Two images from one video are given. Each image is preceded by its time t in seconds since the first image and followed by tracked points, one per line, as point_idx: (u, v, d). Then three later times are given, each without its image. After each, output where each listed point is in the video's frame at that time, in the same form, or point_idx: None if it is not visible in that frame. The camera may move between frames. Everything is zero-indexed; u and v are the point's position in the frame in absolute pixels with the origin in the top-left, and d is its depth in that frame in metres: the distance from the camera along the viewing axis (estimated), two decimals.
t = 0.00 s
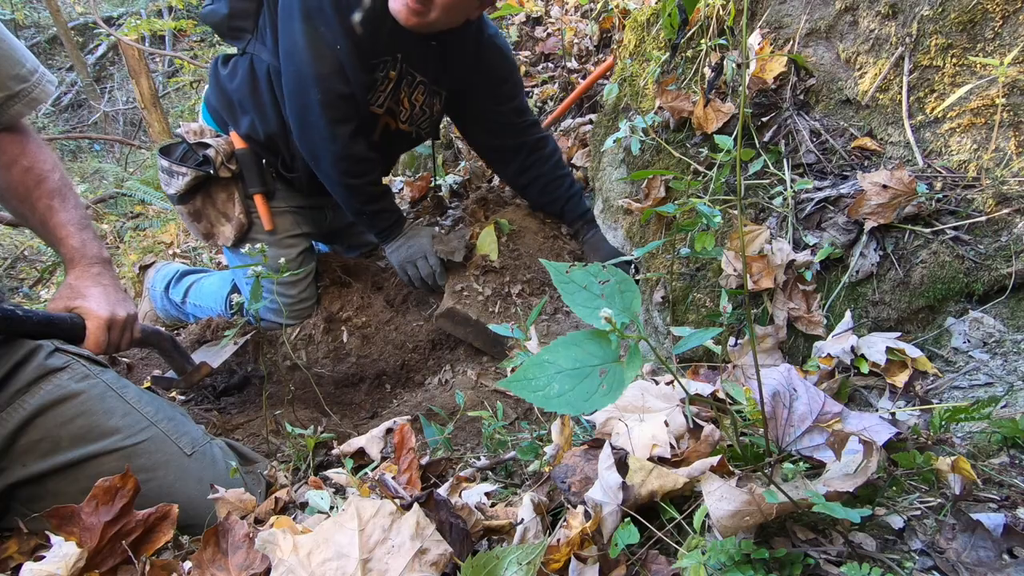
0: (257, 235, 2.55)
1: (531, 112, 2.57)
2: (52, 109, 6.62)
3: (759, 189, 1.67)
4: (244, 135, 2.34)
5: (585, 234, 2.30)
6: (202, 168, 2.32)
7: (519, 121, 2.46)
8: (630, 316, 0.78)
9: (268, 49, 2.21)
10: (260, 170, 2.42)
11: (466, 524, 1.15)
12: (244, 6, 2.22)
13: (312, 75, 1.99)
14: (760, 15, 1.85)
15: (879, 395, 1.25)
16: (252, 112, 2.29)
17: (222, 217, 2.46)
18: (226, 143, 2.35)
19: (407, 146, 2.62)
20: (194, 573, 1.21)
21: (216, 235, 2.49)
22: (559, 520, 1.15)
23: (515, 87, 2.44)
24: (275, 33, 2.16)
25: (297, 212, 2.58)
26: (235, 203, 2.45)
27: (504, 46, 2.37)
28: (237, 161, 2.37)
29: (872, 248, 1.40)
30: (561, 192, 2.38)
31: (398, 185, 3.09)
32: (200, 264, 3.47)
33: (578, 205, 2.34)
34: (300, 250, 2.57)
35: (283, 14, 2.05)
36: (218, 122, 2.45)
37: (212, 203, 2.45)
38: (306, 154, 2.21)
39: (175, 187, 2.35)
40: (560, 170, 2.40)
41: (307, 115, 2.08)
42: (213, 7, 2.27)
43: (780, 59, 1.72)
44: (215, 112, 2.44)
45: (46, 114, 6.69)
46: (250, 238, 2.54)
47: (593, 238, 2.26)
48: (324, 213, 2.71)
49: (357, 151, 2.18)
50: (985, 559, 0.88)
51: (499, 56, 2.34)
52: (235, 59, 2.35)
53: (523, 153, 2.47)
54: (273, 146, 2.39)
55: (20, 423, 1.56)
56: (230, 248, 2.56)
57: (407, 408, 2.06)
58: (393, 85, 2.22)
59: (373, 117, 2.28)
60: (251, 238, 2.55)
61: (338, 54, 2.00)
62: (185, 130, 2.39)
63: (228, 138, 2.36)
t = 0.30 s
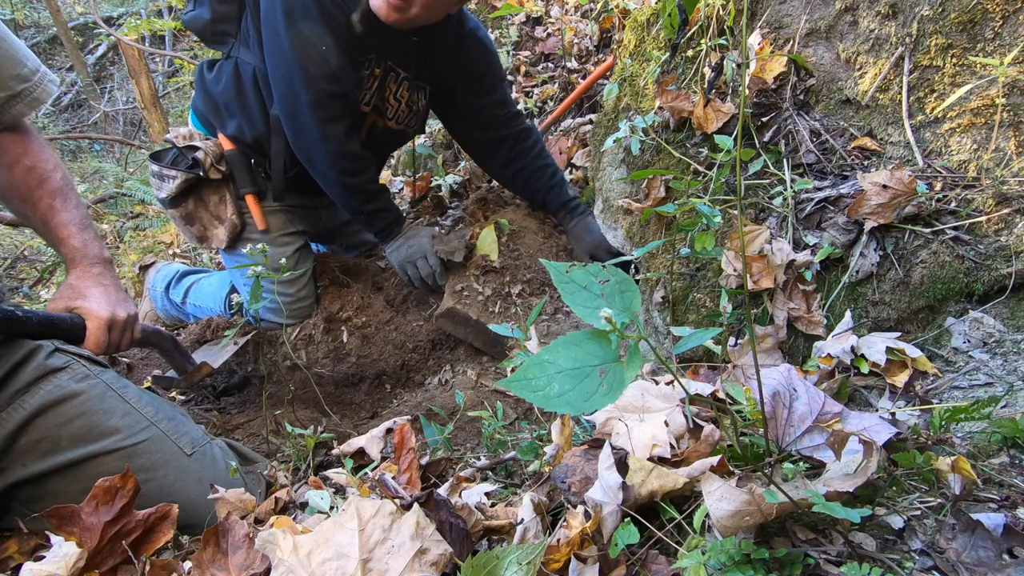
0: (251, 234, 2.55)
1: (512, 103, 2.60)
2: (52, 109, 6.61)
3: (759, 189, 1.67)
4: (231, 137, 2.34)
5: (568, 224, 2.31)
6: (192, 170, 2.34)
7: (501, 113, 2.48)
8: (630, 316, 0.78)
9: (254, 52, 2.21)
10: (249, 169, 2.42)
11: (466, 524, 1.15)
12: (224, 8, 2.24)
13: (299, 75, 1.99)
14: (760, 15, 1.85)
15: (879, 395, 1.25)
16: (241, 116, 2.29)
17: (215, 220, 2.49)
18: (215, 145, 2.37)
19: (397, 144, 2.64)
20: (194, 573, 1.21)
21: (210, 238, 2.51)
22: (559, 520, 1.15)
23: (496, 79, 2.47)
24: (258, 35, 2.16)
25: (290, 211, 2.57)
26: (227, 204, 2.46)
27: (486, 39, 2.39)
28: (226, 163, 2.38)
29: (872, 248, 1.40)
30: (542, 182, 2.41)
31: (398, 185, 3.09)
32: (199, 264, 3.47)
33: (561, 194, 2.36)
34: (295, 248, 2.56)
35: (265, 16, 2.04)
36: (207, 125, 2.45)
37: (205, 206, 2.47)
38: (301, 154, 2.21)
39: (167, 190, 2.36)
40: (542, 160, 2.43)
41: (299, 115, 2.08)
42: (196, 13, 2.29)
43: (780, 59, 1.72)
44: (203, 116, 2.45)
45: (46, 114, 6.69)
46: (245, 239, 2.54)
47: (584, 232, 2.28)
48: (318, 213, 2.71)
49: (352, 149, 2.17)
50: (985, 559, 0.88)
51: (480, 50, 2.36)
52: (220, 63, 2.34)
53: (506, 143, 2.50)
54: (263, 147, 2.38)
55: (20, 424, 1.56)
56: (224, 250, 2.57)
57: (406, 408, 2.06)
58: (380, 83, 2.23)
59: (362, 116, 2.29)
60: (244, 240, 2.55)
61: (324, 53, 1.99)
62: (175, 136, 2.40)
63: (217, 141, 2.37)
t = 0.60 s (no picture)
0: (249, 234, 2.54)
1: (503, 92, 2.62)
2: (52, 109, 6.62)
3: (759, 189, 1.67)
4: (229, 137, 2.34)
5: (553, 209, 2.36)
6: (190, 170, 2.34)
7: (493, 101, 2.50)
8: (630, 316, 0.78)
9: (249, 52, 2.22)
10: (247, 169, 2.41)
11: (466, 524, 1.15)
12: (217, 10, 2.24)
13: (296, 72, 2.00)
14: (760, 15, 1.85)
15: (879, 395, 1.25)
16: (239, 119, 2.29)
17: (213, 220, 2.48)
18: (213, 145, 2.37)
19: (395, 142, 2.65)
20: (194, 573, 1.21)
21: (209, 238, 2.51)
22: (559, 520, 1.15)
23: (488, 67, 2.48)
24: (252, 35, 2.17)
25: (288, 211, 2.57)
26: (225, 204, 2.46)
27: (477, 27, 2.40)
28: (224, 163, 2.38)
29: (872, 248, 1.40)
30: (530, 169, 2.46)
31: (398, 185, 3.09)
32: (200, 264, 3.48)
33: (547, 180, 2.41)
34: (293, 247, 2.56)
35: (259, 16, 2.06)
36: (204, 127, 2.45)
37: (203, 207, 2.47)
38: (300, 153, 2.20)
39: (165, 191, 2.37)
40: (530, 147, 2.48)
41: (298, 113, 2.08)
42: (191, 15, 2.29)
43: (780, 59, 1.72)
44: (200, 118, 2.45)
45: (46, 114, 6.69)
46: (243, 239, 2.54)
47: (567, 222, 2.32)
48: (316, 213, 2.71)
49: (352, 146, 2.17)
50: (985, 559, 0.88)
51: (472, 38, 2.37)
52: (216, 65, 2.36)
53: (496, 132, 2.53)
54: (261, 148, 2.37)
55: (20, 423, 1.56)
56: (220, 249, 2.56)
57: (406, 408, 2.06)
58: (375, 77, 2.25)
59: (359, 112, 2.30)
60: (242, 240, 2.55)
61: (320, 49, 2.01)
62: (173, 137, 2.41)
63: (214, 141, 2.38)
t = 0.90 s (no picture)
0: (254, 234, 2.53)
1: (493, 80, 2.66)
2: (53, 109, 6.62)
3: (759, 189, 1.67)
4: (234, 137, 2.35)
5: (529, 198, 2.46)
6: (196, 170, 2.34)
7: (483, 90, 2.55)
8: (630, 316, 0.78)
9: (250, 53, 2.22)
10: (252, 169, 2.42)
11: (466, 524, 1.15)
12: (212, 13, 2.23)
13: (295, 74, 2.00)
14: (760, 15, 1.85)
15: (879, 395, 1.25)
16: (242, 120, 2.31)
17: (219, 220, 2.48)
18: (218, 145, 2.37)
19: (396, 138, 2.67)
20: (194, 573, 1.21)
21: (214, 238, 2.52)
22: (559, 520, 1.15)
23: (481, 57, 2.51)
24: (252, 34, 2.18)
25: (292, 211, 2.57)
26: (230, 204, 2.45)
27: (477, 18, 2.43)
28: (229, 162, 2.38)
29: (872, 248, 1.40)
30: (512, 156, 2.53)
31: (398, 185, 3.09)
32: (200, 265, 3.48)
33: (526, 170, 2.50)
34: (297, 249, 2.54)
35: (258, 18, 2.05)
36: (209, 127, 2.46)
37: (209, 206, 2.48)
38: (299, 153, 2.22)
39: (171, 190, 2.37)
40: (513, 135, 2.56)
41: (295, 113, 2.08)
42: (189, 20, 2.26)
43: (780, 59, 1.72)
44: (205, 118, 2.47)
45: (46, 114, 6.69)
46: (249, 238, 2.53)
47: (547, 212, 2.38)
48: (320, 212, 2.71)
49: (349, 148, 2.17)
50: (985, 559, 0.88)
51: (469, 29, 2.41)
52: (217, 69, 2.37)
53: (482, 119, 2.59)
54: (263, 146, 2.37)
55: (21, 420, 1.53)
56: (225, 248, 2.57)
57: (406, 408, 2.06)
58: (376, 73, 2.28)
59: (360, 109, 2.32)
60: (248, 239, 2.54)
61: (319, 50, 2.01)
62: (178, 136, 2.40)
63: (219, 141, 2.37)
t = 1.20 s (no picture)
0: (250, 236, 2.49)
1: (487, 91, 2.46)
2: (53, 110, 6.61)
3: (759, 189, 1.67)
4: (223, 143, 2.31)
5: (541, 221, 2.32)
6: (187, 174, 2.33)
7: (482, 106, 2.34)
8: (630, 316, 0.78)
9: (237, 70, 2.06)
10: (241, 172, 2.37)
11: (466, 524, 1.15)
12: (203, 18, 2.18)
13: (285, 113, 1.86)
14: (760, 15, 1.85)
15: (879, 395, 1.25)
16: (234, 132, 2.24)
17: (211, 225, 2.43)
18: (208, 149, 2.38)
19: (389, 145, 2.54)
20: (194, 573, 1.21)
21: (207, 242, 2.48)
22: (559, 520, 1.15)
23: (472, 65, 2.29)
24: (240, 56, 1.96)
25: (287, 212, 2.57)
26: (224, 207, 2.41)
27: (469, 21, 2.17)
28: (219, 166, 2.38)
29: (872, 248, 1.40)
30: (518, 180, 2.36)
31: (398, 185, 3.09)
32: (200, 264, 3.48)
33: (537, 192, 2.33)
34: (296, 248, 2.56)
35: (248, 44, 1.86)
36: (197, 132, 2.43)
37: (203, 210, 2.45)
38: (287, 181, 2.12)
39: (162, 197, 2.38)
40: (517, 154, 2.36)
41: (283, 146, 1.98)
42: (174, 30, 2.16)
43: (780, 59, 1.72)
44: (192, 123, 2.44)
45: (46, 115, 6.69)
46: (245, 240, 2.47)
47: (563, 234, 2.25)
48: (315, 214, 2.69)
49: (331, 184, 2.01)
50: (985, 560, 0.88)
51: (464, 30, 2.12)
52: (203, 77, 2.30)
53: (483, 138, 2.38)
54: (260, 154, 2.31)
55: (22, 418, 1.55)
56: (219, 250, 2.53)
57: (406, 408, 2.05)
58: (368, 97, 2.13)
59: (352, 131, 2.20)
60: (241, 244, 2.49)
61: (313, 89, 1.87)
62: (167, 143, 2.47)
63: (209, 145, 2.39)
